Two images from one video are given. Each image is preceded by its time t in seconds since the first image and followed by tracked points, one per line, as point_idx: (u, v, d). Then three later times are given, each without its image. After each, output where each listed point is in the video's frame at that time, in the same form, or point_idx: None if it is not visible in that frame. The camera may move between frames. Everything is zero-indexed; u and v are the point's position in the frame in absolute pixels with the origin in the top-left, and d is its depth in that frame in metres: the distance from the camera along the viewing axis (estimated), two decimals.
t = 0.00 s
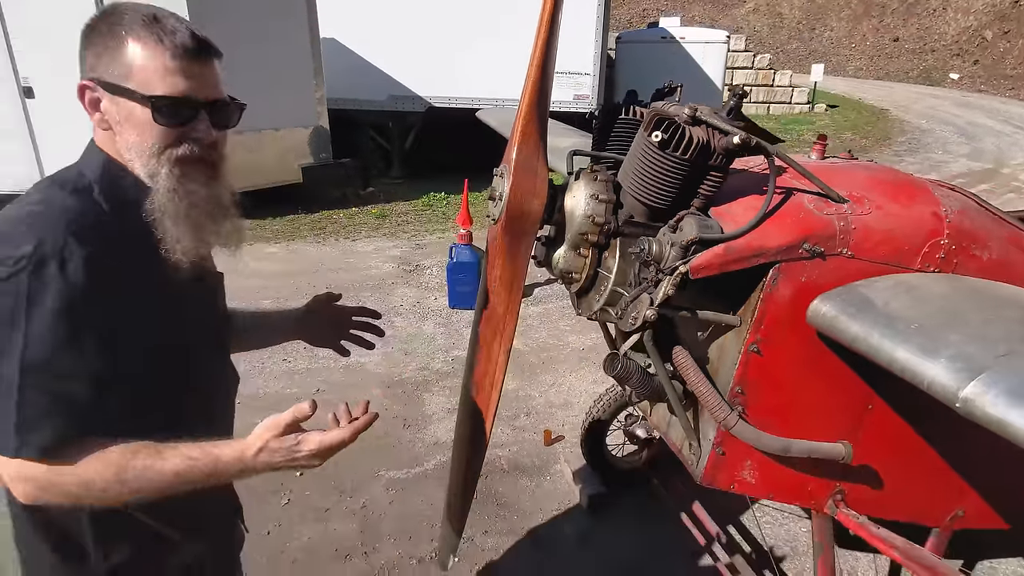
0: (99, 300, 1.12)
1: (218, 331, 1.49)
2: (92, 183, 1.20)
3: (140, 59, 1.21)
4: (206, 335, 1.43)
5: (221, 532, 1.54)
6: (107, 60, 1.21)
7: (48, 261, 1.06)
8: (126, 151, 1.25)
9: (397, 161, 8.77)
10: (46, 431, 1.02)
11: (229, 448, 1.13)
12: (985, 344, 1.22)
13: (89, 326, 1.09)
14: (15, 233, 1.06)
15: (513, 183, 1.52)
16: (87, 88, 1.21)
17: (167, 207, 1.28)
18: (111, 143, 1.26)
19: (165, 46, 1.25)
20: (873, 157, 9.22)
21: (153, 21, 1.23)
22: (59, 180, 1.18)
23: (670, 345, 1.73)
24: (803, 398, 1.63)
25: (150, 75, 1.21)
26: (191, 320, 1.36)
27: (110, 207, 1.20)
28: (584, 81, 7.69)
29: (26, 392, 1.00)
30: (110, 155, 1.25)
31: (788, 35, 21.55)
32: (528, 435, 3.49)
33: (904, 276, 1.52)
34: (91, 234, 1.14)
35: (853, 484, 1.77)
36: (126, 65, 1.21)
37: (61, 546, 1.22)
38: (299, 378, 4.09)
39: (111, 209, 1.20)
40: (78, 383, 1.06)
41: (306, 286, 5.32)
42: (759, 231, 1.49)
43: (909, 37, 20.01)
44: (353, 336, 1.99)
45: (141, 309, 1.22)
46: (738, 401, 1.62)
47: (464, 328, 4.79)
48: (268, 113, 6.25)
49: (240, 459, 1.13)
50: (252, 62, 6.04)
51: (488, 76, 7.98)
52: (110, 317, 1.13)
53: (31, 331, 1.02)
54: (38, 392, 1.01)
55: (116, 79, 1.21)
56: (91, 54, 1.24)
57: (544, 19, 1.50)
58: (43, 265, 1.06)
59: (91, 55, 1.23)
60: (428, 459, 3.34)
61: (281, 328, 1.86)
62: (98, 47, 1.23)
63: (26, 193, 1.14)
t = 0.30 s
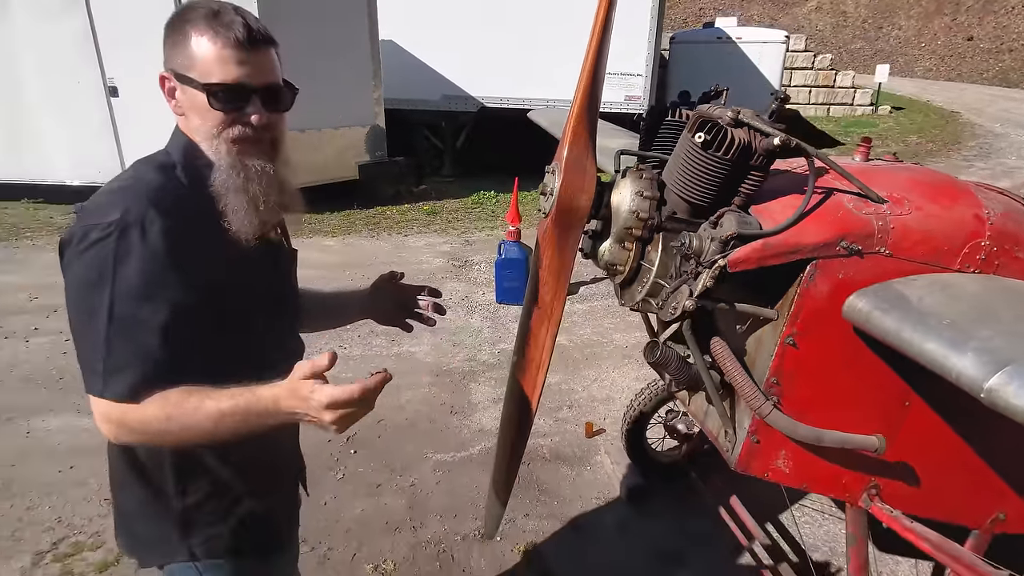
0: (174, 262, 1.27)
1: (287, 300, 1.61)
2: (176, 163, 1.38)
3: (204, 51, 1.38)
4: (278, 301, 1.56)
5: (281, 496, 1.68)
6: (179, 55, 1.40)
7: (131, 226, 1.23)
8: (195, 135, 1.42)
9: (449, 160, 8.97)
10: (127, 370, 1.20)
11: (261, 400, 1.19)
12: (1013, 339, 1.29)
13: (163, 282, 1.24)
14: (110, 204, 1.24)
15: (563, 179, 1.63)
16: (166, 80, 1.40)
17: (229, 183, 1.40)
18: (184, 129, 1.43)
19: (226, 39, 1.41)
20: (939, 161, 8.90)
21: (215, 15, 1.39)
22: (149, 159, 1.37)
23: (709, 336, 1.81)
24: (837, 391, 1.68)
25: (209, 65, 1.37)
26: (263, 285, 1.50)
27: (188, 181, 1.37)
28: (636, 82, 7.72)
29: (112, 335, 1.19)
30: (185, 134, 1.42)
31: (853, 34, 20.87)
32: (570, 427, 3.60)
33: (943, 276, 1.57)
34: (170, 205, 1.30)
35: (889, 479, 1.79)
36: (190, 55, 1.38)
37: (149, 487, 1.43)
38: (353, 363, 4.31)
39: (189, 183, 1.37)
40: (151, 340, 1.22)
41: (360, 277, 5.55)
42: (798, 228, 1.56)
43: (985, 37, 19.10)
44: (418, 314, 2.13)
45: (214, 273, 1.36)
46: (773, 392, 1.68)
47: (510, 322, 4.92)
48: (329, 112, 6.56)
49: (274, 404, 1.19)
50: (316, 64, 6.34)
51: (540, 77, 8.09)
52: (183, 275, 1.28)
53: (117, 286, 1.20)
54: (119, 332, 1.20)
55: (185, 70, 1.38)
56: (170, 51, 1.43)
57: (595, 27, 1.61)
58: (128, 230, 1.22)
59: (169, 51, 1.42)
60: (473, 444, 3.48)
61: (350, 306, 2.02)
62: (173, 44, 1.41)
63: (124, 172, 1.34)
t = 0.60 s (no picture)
0: (207, 260, 1.29)
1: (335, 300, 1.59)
2: (222, 170, 1.44)
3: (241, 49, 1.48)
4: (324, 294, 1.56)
5: (339, 502, 1.65)
6: (219, 56, 1.50)
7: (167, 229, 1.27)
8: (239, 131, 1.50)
9: (478, 158, 9.06)
10: (177, 359, 1.23)
11: (268, 384, 1.15)
12: None
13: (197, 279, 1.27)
14: (152, 211, 1.31)
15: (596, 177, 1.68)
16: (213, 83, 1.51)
17: (277, 181, 1.46)
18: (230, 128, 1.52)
19: (261, 34, 1.49)
20: (979, 163, 8.71)
21: (249, 11, 1.47)
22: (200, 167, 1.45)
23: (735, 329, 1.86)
24: (863, 385, 1.71)
25: (249, 62, 1.47)
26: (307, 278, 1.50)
27: (231, 186, 1.42)
28: (666, 82, 7.71)
29: (151, 333, 1.23)
30: (231, 138, 1.50)
31: (892, 32, 20.43)
32: (596, 422, 3.65)
33: (972, 272, 1.60)
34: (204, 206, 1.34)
35: (914, 474, 1.81)
36: (230, 54, 1.48)
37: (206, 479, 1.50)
38: (383, 356, 4.42)
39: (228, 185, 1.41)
40: (190, 339, 1.25)
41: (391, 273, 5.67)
42: (827, 224, 1.60)
43: None
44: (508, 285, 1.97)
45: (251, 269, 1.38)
46: (799, 384, 1.72)
47: (537, 319, 4.98)
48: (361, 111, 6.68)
49: (297, 353, 1.12)
50: (351, 63, 6.49)
51: (569, 77, 8.13)
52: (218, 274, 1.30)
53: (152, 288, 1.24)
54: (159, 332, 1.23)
55: (226, 70, 1.49)
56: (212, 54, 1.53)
57: (631, 31, 1.66)
58: (164, 233, 1.27)
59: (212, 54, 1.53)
60: (500, 436, 3.56)
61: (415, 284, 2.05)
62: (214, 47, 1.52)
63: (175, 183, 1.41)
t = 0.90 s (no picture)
0: (228, 309, 1.12)
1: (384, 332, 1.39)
2: (251, 198, 1.22)
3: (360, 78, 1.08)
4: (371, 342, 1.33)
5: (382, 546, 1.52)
6: (320, 75, 1.04)
7: (186, 272, 1.13)
8: (339, 171, 1.17)
9: (484, 189, 9.53)
10: (193, 419, 1.10)
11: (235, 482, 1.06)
12: None
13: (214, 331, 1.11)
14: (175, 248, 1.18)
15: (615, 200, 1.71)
16: (310, 112, 1.06)
17: (379, 215, 1.28)
18: (314, 168, 1.16)
19: (371, 62, 1.12)
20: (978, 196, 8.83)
21: (354, 41, 1.08)
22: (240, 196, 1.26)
23: (754, 349, 1.88)
24: (882, 404, 1.72)
25: (380, 100, 1.14)
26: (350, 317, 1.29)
27: (258, 217, 1.19)
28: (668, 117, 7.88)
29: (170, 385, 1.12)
30: (310, 178, 1.17)
31: (887, 70, 20.91)
32: (607, 450, 3.62)
33: (987, 292, 1.63)
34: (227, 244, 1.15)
35: (938, 495, 1.80)
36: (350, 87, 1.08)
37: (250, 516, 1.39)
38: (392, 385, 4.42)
39: (257, 221, 1.19)
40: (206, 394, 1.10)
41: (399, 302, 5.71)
42: (844, 244, 1.64)
43: None
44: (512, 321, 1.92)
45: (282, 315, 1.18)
46: (820, 403, 1.73)
47: (545, 347, 4.99)
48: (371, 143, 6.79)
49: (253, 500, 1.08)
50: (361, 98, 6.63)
51: (574, 112, 8.29)
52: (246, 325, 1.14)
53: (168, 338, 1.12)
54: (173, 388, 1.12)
55: (341, 100, 1.07)
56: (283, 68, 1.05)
57: (649, 60, 1.73)
58: (182, 278, 1.12)
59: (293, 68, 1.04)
60: (510, 465, 3.53)
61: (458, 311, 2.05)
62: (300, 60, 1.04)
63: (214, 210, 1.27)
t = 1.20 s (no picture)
0: (311, 302, 1.24)
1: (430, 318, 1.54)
2: (310, 192, 1.34)
3: (414, 77, 1.28)
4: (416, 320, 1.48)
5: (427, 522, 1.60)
6: (384, 73, 1.26)
7: (270, 270, 1.23)
8: (391, 159, 1.34)
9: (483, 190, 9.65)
10: (286, 412, 1.22)
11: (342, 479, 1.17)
12: None
13: (300, 324, 1.23)
14: (248, 250, 1.27)
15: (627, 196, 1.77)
16: (372, 105, 1.26)
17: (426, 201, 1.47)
18: (370, 156, 1.33)
19: (422, 60, 1.32)
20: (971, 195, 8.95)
21: (407, 42, 1.30)
22: (295, 187, 1.37)
23: (761, 338, 1.94)
24: (884, 389, 1.79)
25: (430, 92, 1.32)
26: (405, 303, 1.44)
27: (323, 212, 1.31)
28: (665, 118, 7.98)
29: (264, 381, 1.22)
30: (366, 166, 1.33)
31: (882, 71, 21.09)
32: (611, 444, 3.67)
33: (984, 281, 1.70)
34: (304, 242, 1.27)
35: (937, 478, 1.87)
36: (403, 79, 1.27)
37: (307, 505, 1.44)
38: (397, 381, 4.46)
39: (322, 214, 1.31)
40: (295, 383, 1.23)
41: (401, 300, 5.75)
42: (847, 235, 1.71)
43: (1016, 73, 19.13)
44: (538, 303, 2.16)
45: (353, 303, 1.31)
46: (824, 389, 1.80)
47: (547, 344, 5.05)
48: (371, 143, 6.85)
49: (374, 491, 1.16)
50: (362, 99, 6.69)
51: (572, 113, 8.37)
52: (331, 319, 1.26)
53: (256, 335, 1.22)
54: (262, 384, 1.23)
55: (399, 95, 1.27)
56: (349, 69, 1.26)
57: (660, 59, 1.78)
58: (267, 277, 1.23)
59: (358, 68, 1.26)
60: (516, 458, 3.57)
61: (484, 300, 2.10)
62: (366, 61, 1.26)
63: (267, 206, 1.36)
